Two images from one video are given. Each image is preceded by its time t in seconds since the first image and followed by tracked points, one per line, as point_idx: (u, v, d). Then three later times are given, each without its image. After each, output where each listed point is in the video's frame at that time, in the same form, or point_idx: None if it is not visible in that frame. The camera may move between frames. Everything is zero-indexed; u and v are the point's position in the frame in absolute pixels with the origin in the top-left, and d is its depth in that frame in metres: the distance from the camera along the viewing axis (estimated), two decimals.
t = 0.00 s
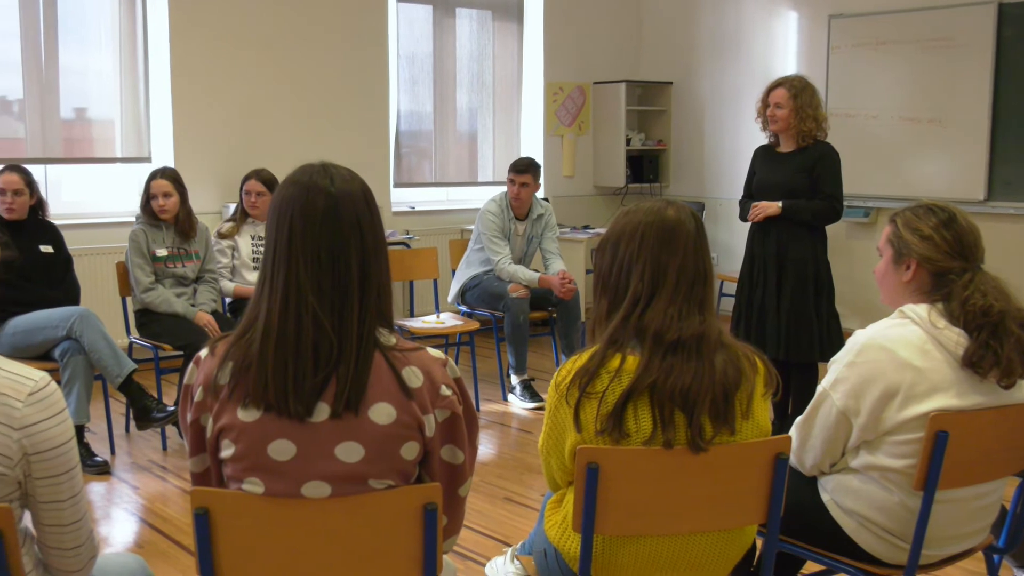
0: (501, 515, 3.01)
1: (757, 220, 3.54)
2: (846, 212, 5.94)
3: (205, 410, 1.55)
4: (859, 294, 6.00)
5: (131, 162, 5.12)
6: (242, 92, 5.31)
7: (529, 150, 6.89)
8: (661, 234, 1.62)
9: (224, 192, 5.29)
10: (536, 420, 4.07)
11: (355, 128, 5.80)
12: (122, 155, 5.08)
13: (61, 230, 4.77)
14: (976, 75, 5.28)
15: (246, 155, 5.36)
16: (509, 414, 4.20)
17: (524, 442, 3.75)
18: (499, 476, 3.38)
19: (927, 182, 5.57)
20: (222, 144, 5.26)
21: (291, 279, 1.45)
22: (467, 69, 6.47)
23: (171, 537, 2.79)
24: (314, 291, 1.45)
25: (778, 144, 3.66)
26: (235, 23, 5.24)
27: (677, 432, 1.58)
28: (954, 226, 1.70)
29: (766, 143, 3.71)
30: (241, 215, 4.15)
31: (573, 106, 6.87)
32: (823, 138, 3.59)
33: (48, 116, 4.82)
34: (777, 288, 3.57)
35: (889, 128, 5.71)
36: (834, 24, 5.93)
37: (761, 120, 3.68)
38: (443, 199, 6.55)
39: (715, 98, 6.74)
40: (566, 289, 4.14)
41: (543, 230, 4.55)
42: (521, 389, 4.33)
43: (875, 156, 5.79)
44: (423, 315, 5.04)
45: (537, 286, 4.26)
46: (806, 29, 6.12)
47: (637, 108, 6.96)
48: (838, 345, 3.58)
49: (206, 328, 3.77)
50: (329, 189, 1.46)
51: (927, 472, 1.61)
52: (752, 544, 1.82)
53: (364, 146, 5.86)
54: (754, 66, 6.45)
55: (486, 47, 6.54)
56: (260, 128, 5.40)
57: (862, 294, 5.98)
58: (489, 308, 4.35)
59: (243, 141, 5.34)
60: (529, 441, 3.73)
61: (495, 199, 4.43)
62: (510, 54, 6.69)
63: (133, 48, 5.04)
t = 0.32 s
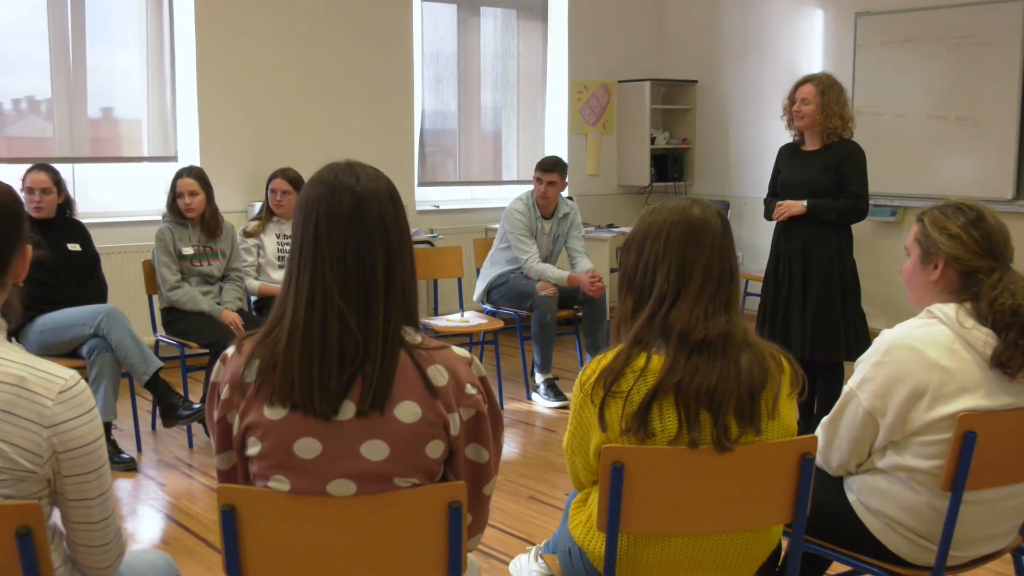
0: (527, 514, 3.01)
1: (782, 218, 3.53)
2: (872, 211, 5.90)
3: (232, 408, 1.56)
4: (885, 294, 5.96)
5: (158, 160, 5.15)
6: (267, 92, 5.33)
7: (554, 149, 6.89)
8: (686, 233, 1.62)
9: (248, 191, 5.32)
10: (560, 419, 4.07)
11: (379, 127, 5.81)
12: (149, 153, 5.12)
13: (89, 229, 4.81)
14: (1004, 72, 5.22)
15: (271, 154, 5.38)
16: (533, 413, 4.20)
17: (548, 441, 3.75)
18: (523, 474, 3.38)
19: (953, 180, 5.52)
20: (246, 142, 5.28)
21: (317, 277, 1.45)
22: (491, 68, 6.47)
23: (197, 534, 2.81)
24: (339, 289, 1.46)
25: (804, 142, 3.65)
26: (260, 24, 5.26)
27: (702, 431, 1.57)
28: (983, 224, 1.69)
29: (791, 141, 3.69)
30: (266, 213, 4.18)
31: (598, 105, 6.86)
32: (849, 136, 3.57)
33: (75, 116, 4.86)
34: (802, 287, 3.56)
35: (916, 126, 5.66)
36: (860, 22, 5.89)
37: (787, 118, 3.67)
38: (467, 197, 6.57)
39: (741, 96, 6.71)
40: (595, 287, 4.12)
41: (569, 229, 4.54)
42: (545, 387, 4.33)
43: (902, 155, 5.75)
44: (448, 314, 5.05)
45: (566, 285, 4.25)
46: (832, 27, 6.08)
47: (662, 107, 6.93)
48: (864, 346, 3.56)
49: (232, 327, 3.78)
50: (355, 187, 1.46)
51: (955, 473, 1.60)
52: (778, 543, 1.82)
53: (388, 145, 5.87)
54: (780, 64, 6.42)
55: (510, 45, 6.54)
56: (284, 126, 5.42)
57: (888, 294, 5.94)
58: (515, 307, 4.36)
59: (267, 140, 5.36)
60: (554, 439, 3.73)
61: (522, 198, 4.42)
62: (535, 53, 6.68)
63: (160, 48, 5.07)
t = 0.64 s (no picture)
0: (555, 512, 3.01)
1: (808, 216, 3.51)
2: (900, 210, 5.85)
3: (260, 405, 1.57)
4: (913, 292, 5.92)
5: (185, 159, 5.19)
6: (294, 90, 5.36)
7: (580, 147, 6.88)
8: (712, 231, 1.61)
9: (274, 189, 5.35)
10: (586, 418, 4.07)
11: (405, 125, 5.82)
12: (176, 152, 5.15)
13: (118, 227, 4.85)
14: None
15: (297, 152, 5.40)
16: (558, 411, 4.20)
17: (573, 440, 3.75)
18: (548, 473, 3.38)
19: (982, 178, 5.46)
20: (271, 140, 5.30)
21: (344, 275, 1.46)
22: (517, 66, 6.47)
23: (224, 530, 2.83)
24: (366, 287, 1.46)
25: (830, 139, 3.63)
26: (286, 22, 5.28)
27: (729, 431, 1.57)
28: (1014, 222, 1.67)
29: (818, 139, 3.67)
30: (292, 211, 4.18)
31: (623, 103, 6.85)
32: (876, 133, 3.55)
33: (104, 115, 4.90)
34: (828, 285, 3.54)
35: (944, 123, 5.62)
36: (889, 19, 5.85)
37: (814, 115, 3.65)
38: (493, 196, 6.58)
39: (768, 94, 6.68)
40: (625, 286, 4.11)
41: (597, 227, 4.54)
42: (571, 385, 4.32)
43: (931, 153, 5.70)
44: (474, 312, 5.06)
45: (594, 284, 4.25)
46: (860, 23, 6.04)
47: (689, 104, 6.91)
48: (891, 345, 3.54)
49: (260, 325, 3.79)
50: (382, 185, 1.47)
51: (984, 474, 1.59)
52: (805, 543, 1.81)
53: (414, 143, 5.87)
54: (808, 61, 6.38)
55: (536, 44, 6.54)
56: (310, 124, 5.44)
57: (917, 293, 5.90)
58: (541, 305, 4.35)
59: (292, 138, 5.38)
60: (579, 438, 3.73)
61: (551, 195, 4.42)
62: (561, 51, 6.67)
63: (187, 47, 5.10)
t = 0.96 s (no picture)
0: (584, 510, 3.01)
1: (836, 215, 3.49)
2: (930, 208, 5.80)
3: (289, 402, 1.57)
4: (943, 291, 5.87)
5: (214, 158, 5.22)
6: (322, 89, 5.38)
7: (607, 145, 6.87)
8: (706, 237, 1.60)
9: (302, 187, 5.37)
10: (613, 417, 4.06)
11: (431, 124, 5.82)
12: (205, 151, 5.18)
13: (149, 225, 4.89)
14: None
15: (324, 151, 5.42)
16: (585, 409, 4.20)
17: (600, 438, 3.75)
18: (576, 472, 3.38)
19: (1014, 176, 5.40)
20: (299, 139, 5.32)
21: (372, 275, 1.46)
22: (544, 64, 6.47)
23: (253, 527, 2.85)
24: (394, 286, 1.47)
25: (859, 138, 3.60)
26: (314, 21, 5.30)
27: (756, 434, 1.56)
28: None
29: (846, 138, 3.65)
30: (320, 209, 4.25)
31: (651, 101, 6.82)
32: (906, 131, 3.52)
33: (134, 114, 4.93)
34: (856, 284, 3.52)
35: (975, 121, 5.57)
36: (919, 16, 5.80)
37: (842, 114, 3.63)
38: (520, 194, 6.59)
39: (797, 91, 6.65)
40: (649, 285, 4.11)
41: (624, 226, 4.53)
42: (598, 384, 4.32)
43: (963, 151, 5.65)
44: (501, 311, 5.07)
45: (618, 283, 4.25)
46: (890, 20, 5.99)
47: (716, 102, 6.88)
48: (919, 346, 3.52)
49: (288, 323, 3.81)
50: (410, 184, 1.47)
51: (1016, 475, 1.57)
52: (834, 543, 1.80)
53: (440, 141, 5.88)
54: (837, 59, 6.34)
55: (564, 42, 6.53)
56: (337, 123, 5.46)
57: (946, 292, 5.85)
58: (567, 303, 4.35)
59: (319, 136, 5.40)
60: (606, 437, 3.73)
61: (579, 194, 4.42)
62: (588, 49, 6.66)
63: (216, 47, 5.13)
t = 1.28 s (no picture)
0: (612, 510, 3.01)
1: (865, 214, 3.47)
2: (961, 208, 5.75)
3: (318, 400, 1.57)
4: (973, 291, 5.83)
5: (243, 157, 5.25)
6: (351, 89, 5.40)
7: (634, 144, 6.86)
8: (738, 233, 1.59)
9: (330, 186, 5.39)
10: (640, 416, 4.06)
11: (458, 123, 5.83)
12: (234, 150, 5.21)
13: (178, 224, 4.93)
14: None
15: (352, 150, 5.44)
16: (612, 409, 4.20)
17: (627, 438, 3.74)
18: (604, 471, 3.37)
19: None
20: (325, 138, 5.34)
21: (400, 274, 1.47)
22: (571, 63, 6.46)
23: (281, 524, 2.86)
24: (422, 285, 1.47)
25: (888, 137, 3.58)
26: (342, 20, 5.32)
27: (785, 434, 1.55)
28: None
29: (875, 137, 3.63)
30: (348, 208, 4.27)
31: (678, 99, 6.79)
32: (935, 130, 3.50)
33: (164, 114, 4.97)
34: (885, 284, 3.50)
35: (1007, 120, 5.52)
36: (950, 14, 5.76)
37: (870, 113, 3.60)
38: (546, 193, 6.59)
39: (825, 90, 6.62)
40: (670, 285, 4.09)
41: (649, 225, 4.51)
42: (625, 384, 4.31)
43: (995, 150, 5.60)
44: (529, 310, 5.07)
45: (640, 282, 4.26)
46: (921, 18, 5.95)
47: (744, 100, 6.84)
48: (949, 345, 3.49)
49: (315, 321, 3.83)
50: (437, 182, 1.47)
51: None
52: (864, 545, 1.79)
53: (467, 140, 5.89)
54: (866, 57, 6.30)
55: (591, 41, 6.52)
56: (364, 122, 5.48)
57: (977, 292, 5.81)
58: (591, 302, 4.35)
59: (346, 135, 5.42)
60: (632, 436, 3.72)
61: (603, 193, 4.43)
62: (615, 47, 6.65)
63: (245, 47, 5.16)
